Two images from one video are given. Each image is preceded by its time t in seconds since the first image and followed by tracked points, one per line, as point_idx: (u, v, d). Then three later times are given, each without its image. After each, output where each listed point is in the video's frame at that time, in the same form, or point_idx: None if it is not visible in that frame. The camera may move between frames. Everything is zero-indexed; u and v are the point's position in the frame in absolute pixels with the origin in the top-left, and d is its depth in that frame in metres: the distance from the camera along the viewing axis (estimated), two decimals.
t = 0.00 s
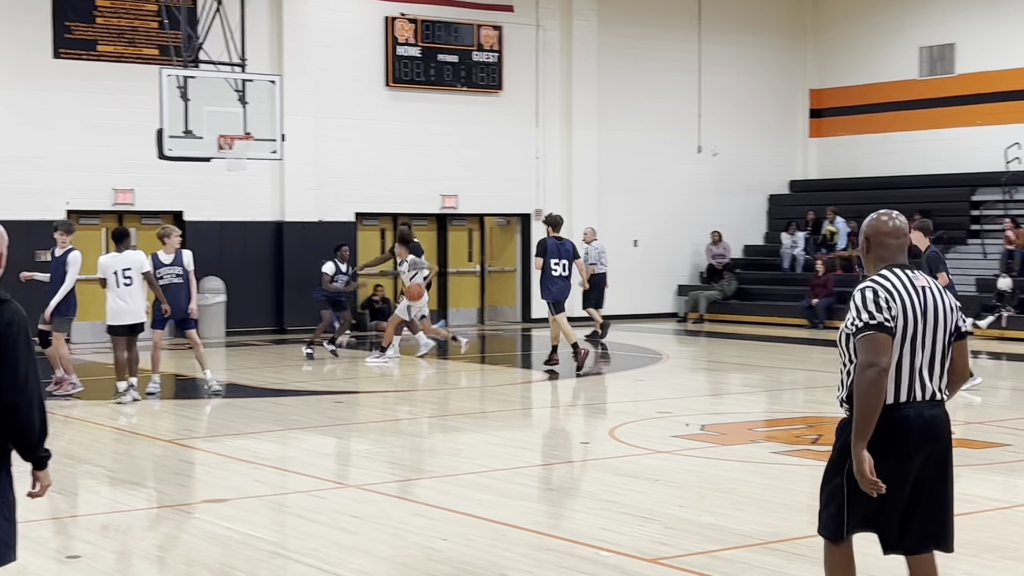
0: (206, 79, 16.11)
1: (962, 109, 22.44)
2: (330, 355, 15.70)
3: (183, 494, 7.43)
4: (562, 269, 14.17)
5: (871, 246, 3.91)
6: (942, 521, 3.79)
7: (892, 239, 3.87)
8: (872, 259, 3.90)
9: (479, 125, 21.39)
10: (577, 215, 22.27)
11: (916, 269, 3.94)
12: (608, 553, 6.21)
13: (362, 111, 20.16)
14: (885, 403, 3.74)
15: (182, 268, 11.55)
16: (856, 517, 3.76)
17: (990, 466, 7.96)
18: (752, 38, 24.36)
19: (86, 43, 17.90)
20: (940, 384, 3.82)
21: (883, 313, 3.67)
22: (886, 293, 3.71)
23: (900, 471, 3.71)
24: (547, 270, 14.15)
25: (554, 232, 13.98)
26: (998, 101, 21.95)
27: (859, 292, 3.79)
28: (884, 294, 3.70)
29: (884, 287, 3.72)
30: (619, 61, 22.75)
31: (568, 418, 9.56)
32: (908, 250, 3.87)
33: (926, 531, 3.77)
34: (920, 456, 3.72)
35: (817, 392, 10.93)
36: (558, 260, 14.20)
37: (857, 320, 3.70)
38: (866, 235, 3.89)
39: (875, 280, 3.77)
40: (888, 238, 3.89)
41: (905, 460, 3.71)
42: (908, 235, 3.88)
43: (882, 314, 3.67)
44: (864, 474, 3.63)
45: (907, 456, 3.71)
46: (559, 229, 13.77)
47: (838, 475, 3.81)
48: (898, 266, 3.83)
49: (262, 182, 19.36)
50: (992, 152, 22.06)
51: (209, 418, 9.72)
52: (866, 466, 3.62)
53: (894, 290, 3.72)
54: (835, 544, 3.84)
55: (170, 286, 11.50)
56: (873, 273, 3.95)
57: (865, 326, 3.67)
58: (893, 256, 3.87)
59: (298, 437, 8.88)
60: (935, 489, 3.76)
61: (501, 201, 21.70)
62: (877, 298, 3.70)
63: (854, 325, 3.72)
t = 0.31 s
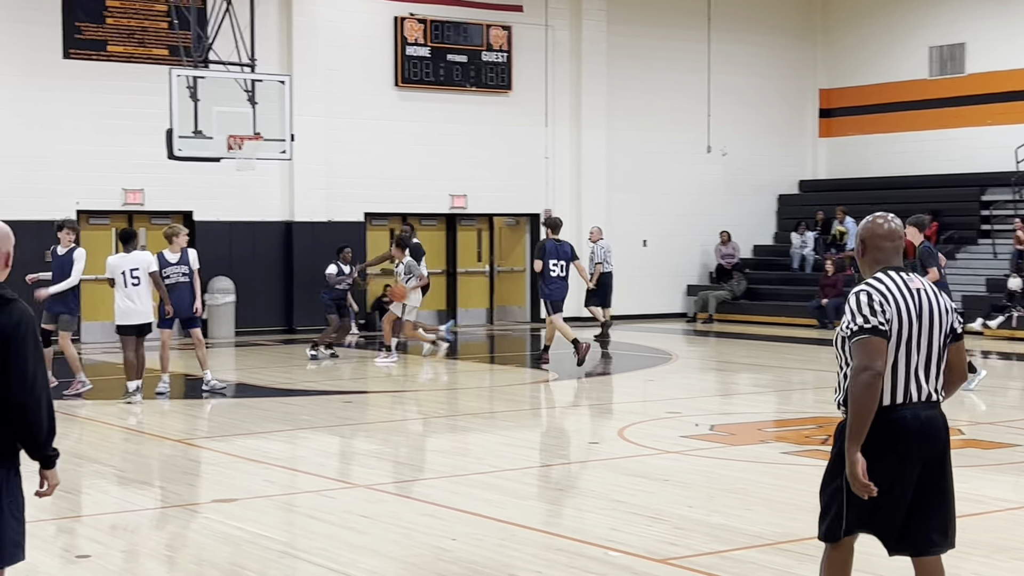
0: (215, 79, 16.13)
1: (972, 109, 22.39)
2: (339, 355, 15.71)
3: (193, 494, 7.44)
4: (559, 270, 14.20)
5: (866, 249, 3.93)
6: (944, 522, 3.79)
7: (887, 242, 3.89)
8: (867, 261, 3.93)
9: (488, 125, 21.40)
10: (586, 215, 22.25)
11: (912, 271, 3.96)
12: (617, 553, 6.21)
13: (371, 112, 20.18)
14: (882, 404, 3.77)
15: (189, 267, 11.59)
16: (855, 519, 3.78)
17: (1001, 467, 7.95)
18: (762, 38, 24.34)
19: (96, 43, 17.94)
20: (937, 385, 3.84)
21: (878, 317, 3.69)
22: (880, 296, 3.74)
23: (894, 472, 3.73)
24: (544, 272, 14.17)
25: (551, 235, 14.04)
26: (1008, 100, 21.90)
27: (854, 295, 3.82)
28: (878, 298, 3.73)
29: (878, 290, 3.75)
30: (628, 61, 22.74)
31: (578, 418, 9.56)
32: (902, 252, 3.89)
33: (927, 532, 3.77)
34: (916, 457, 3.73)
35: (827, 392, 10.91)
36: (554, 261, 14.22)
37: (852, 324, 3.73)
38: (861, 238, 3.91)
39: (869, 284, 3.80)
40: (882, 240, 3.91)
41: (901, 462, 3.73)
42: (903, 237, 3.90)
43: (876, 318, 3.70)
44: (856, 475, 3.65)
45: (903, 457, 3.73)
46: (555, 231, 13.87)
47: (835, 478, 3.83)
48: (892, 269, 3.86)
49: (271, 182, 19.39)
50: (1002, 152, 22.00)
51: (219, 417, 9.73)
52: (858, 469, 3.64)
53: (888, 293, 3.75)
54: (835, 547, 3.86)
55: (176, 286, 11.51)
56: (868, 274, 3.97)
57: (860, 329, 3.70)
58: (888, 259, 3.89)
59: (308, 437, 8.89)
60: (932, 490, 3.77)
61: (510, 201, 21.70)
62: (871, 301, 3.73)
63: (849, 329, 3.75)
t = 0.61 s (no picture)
0: (229, 79, 16.14)
1: (988, 109, 22.33)
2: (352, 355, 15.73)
3: (206, 494, 7.45)
4: (558, 277, 14.25)
5: (857, 253, 3.93)
6: (940, 519, 3.80)
7: (878, 246, 3.89)
8: (858, 266, 3.93)
9: (501, 125, 21.41)
10: (600, 215, 22.25)
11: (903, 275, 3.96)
12: (629, 553, 6.21)
13: (385, 112, 20.21)
14: (874, 407, 3.77)
15: (198, 265, 11.53)
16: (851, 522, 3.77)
17: (1015, 467, 7.93)
18: (776, 38, 24.30)
19: (111, 44, 18.00)
20: (928, 387, 3.85)
21: (865, 323, 3.71)
22: (868, 302, 3.75)
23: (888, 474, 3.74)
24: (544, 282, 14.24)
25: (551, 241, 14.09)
26: None
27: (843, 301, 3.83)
28: (866, 304, 3.74)
29: (867, 296, 3.77)
30: (641, 61, 22.72)
31: (591, 419, 9.56)
32: (893, 256, 3.90)
33: (925, 532, 3.78)
34: (910, 457, 3.75)
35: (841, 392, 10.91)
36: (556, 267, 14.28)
37: (840, 329, 3.75)
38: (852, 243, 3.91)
39: (858, 289, 3.82)
40: (873, 245, 3.91)
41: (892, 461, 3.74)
42: (894, 241, 3.90)
43: (864, 324, 3.71)
44: (838, 479, 3.70)
45: (893, 458, 3.74)
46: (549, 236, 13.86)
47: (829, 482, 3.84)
48: (882, 274, 3.86)
49: (285, 183, 19.43)
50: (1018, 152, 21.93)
51: (233, 417, 9.75)
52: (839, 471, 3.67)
53: (877, 298, 3.76)
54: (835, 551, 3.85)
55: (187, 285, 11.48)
56: (860, 278, 3.97)
57: (847, 336, 3.71)
58: (878, 263, 3.89)
59: (321, 437, 8.90)
60: (928, 491, 3.78)
61: (524, 201, 21.72)
62: (859, 308, 3.74)
63: (838, 334, 3.76)
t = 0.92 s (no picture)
0: (239, 79, 16.14)
1: (998, 109, 22.28)
2: (360, 354, 15.75)
3: (215, 494, 7.45)
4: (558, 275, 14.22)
5: (851, 253, 3.98)
6: (936, 519, 3.81)
7: (870, 247, 3.94)
8: (852, 266, 3.98)
9: (510, 125, 21.41)
10: (608, 216, 22.24)
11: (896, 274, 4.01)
12: (638, 554, 6.20)
13: (394, 112, 20.23)
14: (869, 406, 3.80)
15: (205, 265, 11.65)
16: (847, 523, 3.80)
17: None
18: (785, 38, 24.27)
19: (120, 45, 18.03)
20: (923, 386, 3.88)
21: (857, 326, 3.76)
22: (860, 304, 3.81)
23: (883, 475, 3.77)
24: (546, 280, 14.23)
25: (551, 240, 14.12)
26: None
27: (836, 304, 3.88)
28: (858, 306, 3.80)
29: (859, 297, 3.82)
30: (649, 61, 22.70)
31: (601, 419, 9.56)
32: (885, 257, 3.95)
33: (921, 532, 3.79)
34: (902, 457, 3.77)
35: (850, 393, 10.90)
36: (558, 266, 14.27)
37: (833, 332, 3.80)
38: (845, 244, 3.96)
39: (850, 290, 3.87)
40: (866, 246, 3.96)
41: (885, 462, 3.77)
42: (886, 242, 3.96)
43: (856, 326, 3.76)
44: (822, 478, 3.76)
45: (886, 459, 3.77)
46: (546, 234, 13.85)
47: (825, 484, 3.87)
48: (876, 274, 3.91)
49: (295, 183, 19.45)
50: None
51: (243, 417, 9.77)
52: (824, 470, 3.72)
53: (869, 300, 3.81)
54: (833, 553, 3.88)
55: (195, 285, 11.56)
56: (854, 278, 4.02)
57: (839, 338, 3.77)
58: (871, 264, 3.95)
59: (330, 437, 8.91)
60: (925, 492, 3.79)
61: (532, 201, 21.72)
62: (851, 310, 3.79)
63: (830, 336, 3.81)
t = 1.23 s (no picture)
0: (249, 79, 16.13)
1: (1008, 108, 22.23)
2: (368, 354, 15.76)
3: (224, 494, 7.46)
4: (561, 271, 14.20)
5: (844, 253, 4.06)
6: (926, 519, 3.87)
7: (864, 247, 4.02)
8: (846, 266, 4.06)
9: (518, 125, 21.39)
10: (616, 217, 22.22)
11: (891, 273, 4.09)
12: (647, 554, 6.19)
13: (402, 112, 20.23)
14: (862, 404, 3.90)
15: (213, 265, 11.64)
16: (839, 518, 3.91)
17: None
18: (794, 38, 24.24)
19: (129, 45, 18.06)
20: (916, 384, 3.97)
21: (850, 327, 3.84)
22: (853, 304, 3.89)
23: (873, 471, 3.85)
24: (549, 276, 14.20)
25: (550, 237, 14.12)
26: None
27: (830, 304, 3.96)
28: (851, 307, 3.87)
29: (852, 298, 3.90)
30: (657, 61, 22.67)
31: (608, 419, 9.56)
32: (880, 257, 4.03)
33: (910, 530, 3.85)
34: (891, 455, 3.85)
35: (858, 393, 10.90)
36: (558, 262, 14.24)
37: (826, 333, 3.88)
38: (839, 244, 4.04)
39: (844, 291, 3.95)
40: (860, 246, 4.04)
41: (873, 460, 3.86)
42: (879, 242, 4.03)
43: (849, 327, 3.84)
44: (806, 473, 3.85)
45: (875, 456, 3.86)
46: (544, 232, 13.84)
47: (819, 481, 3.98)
48: (871, 274, 3.99)
49: (303, 182, 19.46)
50: None
51: (251, 417, 9.78)
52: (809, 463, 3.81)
53: (862, 300, 3.89)
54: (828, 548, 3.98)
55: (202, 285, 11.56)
56: (848, 277, 4.10)
57: (833, 339, 3.84)
58: (866, 263, 4.02)
59: (338, 437, 8.91)
60: (915, 490, 3.85)
61: (541, 201, 21.70)
62: (845, 311, 3.87)
63: (823, 337, 3.89)
